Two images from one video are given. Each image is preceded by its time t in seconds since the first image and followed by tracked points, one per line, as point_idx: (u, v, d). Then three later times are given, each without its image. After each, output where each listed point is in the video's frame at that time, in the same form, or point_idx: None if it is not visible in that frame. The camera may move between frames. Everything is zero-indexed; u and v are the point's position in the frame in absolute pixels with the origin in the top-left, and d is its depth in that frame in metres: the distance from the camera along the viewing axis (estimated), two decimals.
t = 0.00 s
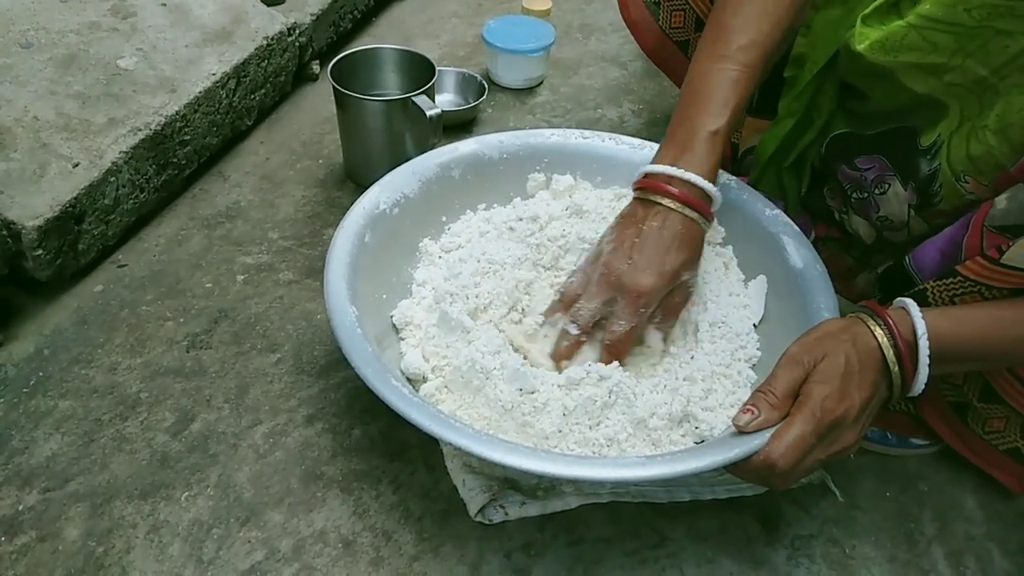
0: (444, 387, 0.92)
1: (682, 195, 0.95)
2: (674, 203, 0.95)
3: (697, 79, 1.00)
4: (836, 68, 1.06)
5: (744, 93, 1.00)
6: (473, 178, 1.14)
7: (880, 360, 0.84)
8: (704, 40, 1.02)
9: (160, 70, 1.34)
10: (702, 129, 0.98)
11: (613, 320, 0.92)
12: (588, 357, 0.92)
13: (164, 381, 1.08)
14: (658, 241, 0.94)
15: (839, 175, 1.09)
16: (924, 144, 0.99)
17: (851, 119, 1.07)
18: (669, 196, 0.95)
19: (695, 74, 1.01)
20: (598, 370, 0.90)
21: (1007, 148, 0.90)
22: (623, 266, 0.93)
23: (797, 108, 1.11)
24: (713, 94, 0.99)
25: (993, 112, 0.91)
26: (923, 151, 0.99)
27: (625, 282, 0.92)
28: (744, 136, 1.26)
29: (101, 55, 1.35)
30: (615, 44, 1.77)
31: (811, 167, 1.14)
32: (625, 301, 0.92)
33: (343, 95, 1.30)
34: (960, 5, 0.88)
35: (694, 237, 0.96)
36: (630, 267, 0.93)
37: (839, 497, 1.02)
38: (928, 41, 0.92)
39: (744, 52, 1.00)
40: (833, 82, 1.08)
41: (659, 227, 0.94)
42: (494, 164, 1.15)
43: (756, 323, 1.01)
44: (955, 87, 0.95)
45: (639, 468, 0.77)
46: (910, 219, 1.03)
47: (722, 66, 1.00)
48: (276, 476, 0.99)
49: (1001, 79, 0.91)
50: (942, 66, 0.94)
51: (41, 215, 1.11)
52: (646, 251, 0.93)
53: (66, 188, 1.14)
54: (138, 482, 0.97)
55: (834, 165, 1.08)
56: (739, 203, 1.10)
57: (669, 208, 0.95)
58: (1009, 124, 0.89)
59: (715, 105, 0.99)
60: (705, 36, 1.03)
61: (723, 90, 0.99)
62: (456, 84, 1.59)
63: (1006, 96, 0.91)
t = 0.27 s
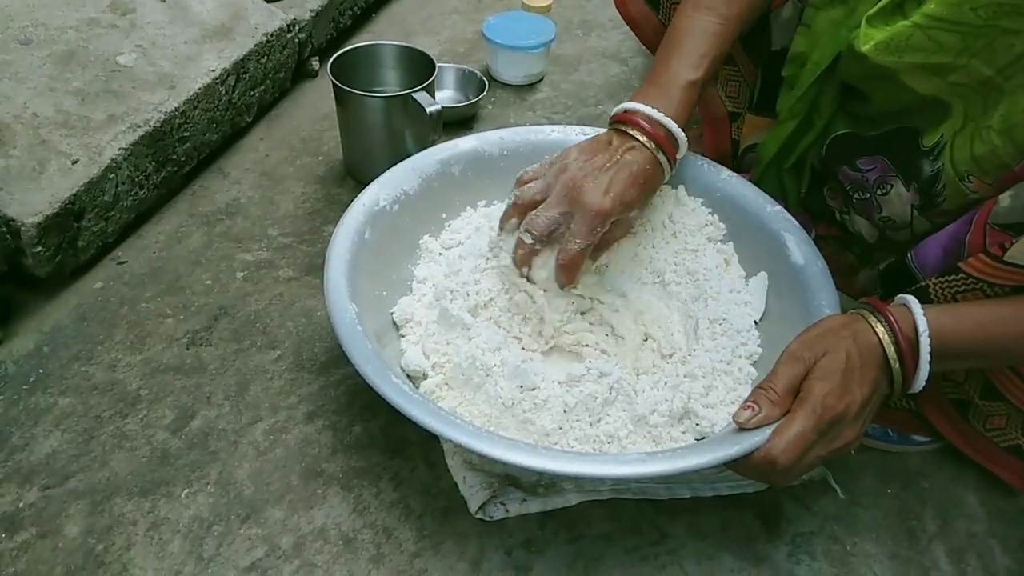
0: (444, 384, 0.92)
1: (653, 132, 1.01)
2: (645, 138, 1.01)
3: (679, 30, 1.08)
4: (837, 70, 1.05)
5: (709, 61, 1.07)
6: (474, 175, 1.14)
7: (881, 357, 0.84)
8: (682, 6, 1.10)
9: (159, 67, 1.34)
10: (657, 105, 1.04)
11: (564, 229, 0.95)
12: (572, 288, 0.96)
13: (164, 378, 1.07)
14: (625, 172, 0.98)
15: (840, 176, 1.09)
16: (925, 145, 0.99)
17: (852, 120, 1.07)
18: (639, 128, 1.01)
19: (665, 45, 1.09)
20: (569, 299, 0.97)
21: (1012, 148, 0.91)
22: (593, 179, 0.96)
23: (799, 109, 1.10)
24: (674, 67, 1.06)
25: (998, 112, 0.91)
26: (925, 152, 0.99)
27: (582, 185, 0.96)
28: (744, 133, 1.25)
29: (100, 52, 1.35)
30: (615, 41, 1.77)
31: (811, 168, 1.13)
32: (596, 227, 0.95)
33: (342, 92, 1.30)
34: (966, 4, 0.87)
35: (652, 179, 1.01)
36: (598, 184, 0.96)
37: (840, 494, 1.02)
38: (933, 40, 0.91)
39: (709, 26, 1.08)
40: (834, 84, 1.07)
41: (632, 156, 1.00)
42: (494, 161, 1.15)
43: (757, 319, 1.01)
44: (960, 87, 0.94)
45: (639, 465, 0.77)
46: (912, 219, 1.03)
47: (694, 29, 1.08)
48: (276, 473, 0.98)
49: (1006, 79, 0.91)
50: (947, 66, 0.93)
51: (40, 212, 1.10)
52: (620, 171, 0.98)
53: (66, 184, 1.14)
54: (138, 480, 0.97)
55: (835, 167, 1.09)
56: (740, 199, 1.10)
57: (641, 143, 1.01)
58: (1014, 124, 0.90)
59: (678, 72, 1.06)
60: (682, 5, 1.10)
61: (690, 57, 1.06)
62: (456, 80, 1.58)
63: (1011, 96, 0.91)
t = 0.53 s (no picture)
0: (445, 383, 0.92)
1: (666, 219, 0.94)
2: (657, 222, 0.94)
3: (691, 109, 0.98)
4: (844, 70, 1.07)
5: (747, 103, 0.97)
6: (474, 173, 1.14)
7: (881, 355, 0.84)
8: (721, 35, 1.00)
9: (159, 65, 1.34)
10: (692, 147, 0.97)
11: (577, 334, 0.92)
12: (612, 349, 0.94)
13: (164, 376, 1.07)
14: (620, 262, 0.93)
15: (839, 174, 1.09)
16: (924, 142, 0.99)
17: (855, 121, 1.08)
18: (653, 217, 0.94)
19: (701, 83, 0.99)
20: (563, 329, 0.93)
21: (1008, 144, 0.90)
22: (591, 287, 0.93)
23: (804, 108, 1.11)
24: (711, 105, 0.97)
25: (995, 109, 0.91)
26: (924, 150, 0.99)
27: (586, 299, 0.92)
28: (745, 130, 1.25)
29: (100, 50, 1.35)
30: (616, 38, 1.77)
31: (811, 166, 1.14)
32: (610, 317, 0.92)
33: (343, 90, 1.29)
34: (964, 5, 0.86)
35: (676, 262, 0.95)
36: (593, 283, 0.93)
37: (841, 493, 1.02)
38: (932, 43, 0.91)
39: (753, 60, 0.97)
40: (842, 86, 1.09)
41: (640, 249, 0.93)
42: (495, 159, 1.15)
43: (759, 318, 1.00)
44: (960, 86, 0.94)
45: (640, 464, 0.77)
46: (910, 216, 1.03)
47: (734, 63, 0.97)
48: (277, 472, 0.98)
49: (1005, 77, 0.90)
50: (947, 67, 0.93)
51: (40, 210, 1.10)
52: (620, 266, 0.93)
53: (66, 182, 1.14)
54: (139, 478, 0.97)
55: (835, 164, 1.08)
56: (740, 198, 1.09)
57: (653, 230, 0.94)
58: (1010, 119, 0.89)
59: (715, 113, 0.97)
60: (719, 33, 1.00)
61: (730, 94, 0.97)
62: (457, 78, 1.58)
63: (1009, 93, 0.90)
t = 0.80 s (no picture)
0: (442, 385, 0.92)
1: (720, 119, 1.00)
2: (714, 125, 1.00)
3: (710, 20, 1.07)
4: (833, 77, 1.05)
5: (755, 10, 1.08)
6: (473, 175, 1.14)
7: (880, 357, 0.84)
8: None
9: (158, 66, 1.34)
10: (724, 55, 1.05)
11: (695, 249, 0.94)
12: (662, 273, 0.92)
13: (162, 379, 1.07)
14: (710, 167, 0.98)
15: (836, 182, 1.09)
16: (921, 151, 0.99)
17: (849, 127, 1.07)
18: (705, 120, 1.00)
19: None
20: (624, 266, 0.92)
21: (1006, 151, 0.90)
22: (681, 195, 0.96)
23: (795, 117, 1.10)
24: (727, 9, 1.07)
25: (992, 117, 0.91)
26: (920, 157, 0.99)
27: (696, 210, 0.95)
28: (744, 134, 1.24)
29: (99, 51, 1.35)
30: (614, 41, 1.77)
31: (808, 173, 1.13)
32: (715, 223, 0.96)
33: (342, 92, 1.29)
34: (959, 11, 0.87)
35: (738, 157, 1.01)
36: (690, 194, 0.96)
37: (839, 496, 1.02)
38: (928, 47, 0.91)
39: None
40: (831, 91, 1.07)
41: (704, 153, 0.98)
42: (494, 161, 1.15)
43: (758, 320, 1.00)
44: (954, 92, 0.94)
45: (638, 466, 0.77)
46: (909, 223, 1.03)
47: None
48: (275, 474, 0.98)
49: (1001, 83, 0.90)
50: (942, 72, 0.93)
51: (38, 212, 1.10)
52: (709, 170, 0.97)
53: (64, 184, 1.14)
54: (136, 481, 0.97)
55: (832, 173, 1.09)
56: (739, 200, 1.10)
57: (709, 133, 1.00)
58: (1008, 128, 0.89)
59: (731, 17, 1.07)
60: None
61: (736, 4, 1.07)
62: (456, 80, 1.58)
63: (1005, 101, 0.90)
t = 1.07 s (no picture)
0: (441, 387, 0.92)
1: (640, 208, 0.99)
2: (632, 215, 0.99)
3: (652, 95, 1.02)
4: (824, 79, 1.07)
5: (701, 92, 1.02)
6: (471, 178, 1.14)
7: (878, 360, 0.84)
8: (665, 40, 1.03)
9: (158, 70, 1.34)
10: (657, 139, 1.02)
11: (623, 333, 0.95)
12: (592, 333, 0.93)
13: (160, 381, 1.07)
14: (632, 258, 0.98)
15: (831, 184, 1.09)
16: (914, 153, 0.99)
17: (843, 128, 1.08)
18: (626, 209, 0.99)
19: (658, 72, 1.03)
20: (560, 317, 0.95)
21: (1000, 157, 0.91)
22: (608, 279, 0.96)
23: (790, 117, 1.11)
24: (668, 90, 1.02)
25: (984, 122, 0.92)
26: (914, 160, 0.99)
27: (616, 301, 0.96)
28: (739, 139, 1.25)
29: (98, 54, 1.35)
30: (613, 44, 1.77)
31: (803, 176, 1.14)
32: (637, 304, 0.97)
33: (341, 95, 1.30)
34: (948, 16, 0.87)
35: (655, 246, 1.00)
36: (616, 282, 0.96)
37: (837, 499, 1.02)
38: (917, 51, 0.91)
39: (700, 59, 1.02)
40: (824, 92, 1.08)
41: (630, 244, 0.98)
42: (493, 165, 1.15)
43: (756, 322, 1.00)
44: (946, 95, 0.94)
45: (636, 469, 0.77)
46: (904, 225, 1.03)
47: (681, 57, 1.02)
48: (273, 477, 0.98)
49: (991, 87, 0.91)
50: (933, 75, 0.93)
51: (38, 215, 1.10)
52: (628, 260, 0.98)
53: (63, 187, 1.14)
54: (135, 483, 0.97)
55: (827, 174, 1.09)
56: (737, 203, 1.10)
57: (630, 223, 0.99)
58: (1000, 133, 0.90)
59: (671, 101, 1.02)
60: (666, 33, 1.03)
61: (680, 86, 1.02)
62: (455, 84, 1.58)
63: (996, 105, 0.91)
